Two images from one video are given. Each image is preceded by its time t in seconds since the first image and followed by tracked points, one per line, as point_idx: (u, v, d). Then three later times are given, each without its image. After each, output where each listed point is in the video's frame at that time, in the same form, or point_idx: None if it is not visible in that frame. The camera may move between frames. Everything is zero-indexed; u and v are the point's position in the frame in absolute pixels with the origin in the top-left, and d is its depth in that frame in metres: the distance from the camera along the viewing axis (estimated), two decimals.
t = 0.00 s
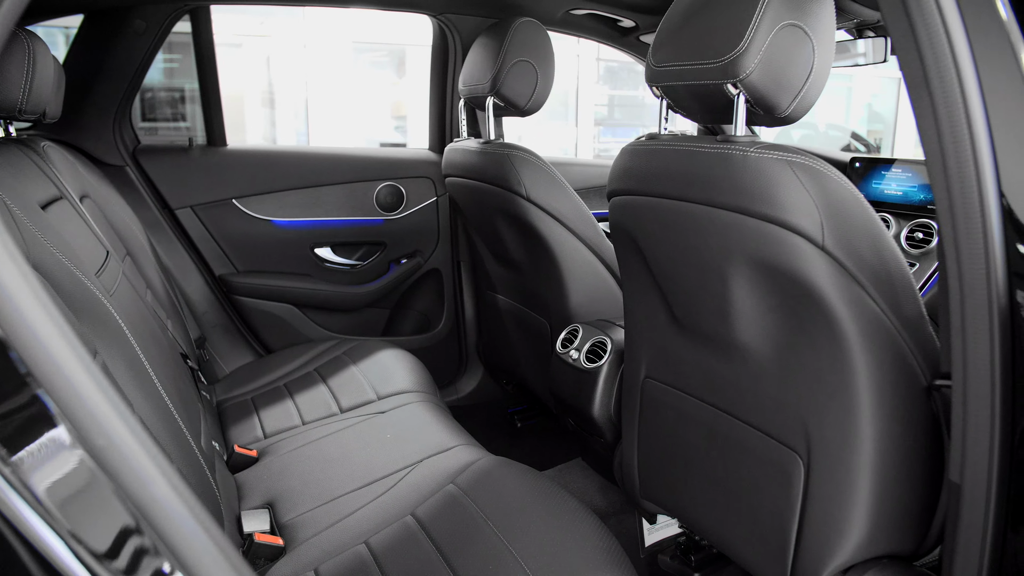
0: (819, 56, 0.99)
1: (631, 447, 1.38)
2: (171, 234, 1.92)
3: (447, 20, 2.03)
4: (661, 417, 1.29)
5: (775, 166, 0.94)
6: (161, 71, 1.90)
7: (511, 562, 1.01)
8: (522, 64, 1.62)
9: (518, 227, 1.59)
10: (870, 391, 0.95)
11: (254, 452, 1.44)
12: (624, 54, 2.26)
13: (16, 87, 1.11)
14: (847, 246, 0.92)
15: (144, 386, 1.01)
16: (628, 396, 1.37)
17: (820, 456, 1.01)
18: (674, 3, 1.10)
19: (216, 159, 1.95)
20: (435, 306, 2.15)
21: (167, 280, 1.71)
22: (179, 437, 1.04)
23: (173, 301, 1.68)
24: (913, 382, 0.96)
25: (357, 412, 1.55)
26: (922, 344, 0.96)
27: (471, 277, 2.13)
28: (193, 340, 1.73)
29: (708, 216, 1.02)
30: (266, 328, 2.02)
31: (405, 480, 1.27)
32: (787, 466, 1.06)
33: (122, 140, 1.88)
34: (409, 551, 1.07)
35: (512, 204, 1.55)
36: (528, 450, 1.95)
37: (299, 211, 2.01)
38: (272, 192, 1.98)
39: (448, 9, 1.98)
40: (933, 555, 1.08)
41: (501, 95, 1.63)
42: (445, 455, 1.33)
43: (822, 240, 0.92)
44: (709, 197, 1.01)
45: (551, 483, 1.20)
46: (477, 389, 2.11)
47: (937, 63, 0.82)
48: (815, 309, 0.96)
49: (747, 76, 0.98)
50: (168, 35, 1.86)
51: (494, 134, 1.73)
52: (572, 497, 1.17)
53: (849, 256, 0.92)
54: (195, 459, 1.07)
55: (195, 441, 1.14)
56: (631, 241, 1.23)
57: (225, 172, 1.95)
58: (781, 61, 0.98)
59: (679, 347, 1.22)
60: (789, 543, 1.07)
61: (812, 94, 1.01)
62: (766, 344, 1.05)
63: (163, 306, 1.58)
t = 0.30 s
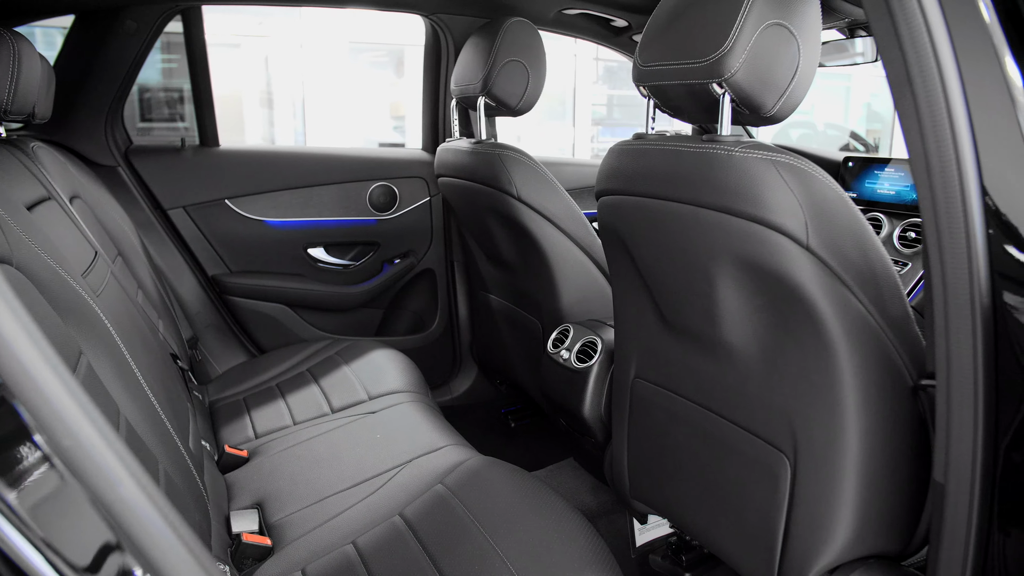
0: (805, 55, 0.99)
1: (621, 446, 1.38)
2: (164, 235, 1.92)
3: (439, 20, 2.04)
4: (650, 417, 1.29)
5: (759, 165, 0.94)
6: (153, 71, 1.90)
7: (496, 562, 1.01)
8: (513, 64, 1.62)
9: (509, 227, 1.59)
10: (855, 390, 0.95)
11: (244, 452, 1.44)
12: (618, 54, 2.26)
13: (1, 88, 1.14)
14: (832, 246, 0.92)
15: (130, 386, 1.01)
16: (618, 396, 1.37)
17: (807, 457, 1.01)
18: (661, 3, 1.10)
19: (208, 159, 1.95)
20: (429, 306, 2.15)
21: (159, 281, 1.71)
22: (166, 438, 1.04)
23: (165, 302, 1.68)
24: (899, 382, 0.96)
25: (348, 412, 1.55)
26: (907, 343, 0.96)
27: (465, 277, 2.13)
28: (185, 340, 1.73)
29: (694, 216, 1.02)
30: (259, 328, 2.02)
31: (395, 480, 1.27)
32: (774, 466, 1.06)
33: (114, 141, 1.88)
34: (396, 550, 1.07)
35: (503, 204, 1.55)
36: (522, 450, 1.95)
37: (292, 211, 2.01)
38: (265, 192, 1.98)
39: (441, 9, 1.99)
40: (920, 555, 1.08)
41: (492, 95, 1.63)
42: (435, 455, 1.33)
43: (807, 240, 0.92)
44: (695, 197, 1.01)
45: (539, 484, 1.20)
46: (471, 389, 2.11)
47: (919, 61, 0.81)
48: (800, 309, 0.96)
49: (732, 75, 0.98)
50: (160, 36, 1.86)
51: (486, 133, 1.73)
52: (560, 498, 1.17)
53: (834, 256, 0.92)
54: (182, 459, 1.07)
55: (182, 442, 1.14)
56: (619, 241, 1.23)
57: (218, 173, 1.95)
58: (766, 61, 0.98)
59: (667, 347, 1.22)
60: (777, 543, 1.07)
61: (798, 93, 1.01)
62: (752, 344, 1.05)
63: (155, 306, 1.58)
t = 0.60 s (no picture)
0: (793, 54, 0.99)
1: (613, 446, 1.38)
2: (158, 235, 1.92)
3: (433, 21, 2.04)
4: (641, 418, 1.29)
5: (746, 165, 0.94)
6: (147, 70, 1.90)
7: (485, 562, 1.01)
8: (506, 64, 1.62)
9: (501, 227, 1.59)
10: (843, 390, 0.95)
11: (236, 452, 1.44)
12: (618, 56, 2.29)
13: None
14: (819, 246, 0.91)
15: (118, 386, 1.01)
16: (609, 396, 1.37)
17: (795, 457, 1.01)
18: (650, 3, 1.10)
19: (202, 160, 1.95)
20: (424, 306, 2.15)
21: (152, 281, 1.71)
22: (154, 438, 1.04)
23: (159, 302, 1.68)
24: (887, 382, 0.96)
25: (340, 412, 1.55)
26: (896, 344, 0.96)
27: (460, 277, 2.13)
28: (179, 340, 1.73)
29: (682, 215, 1.02)
30: (254, 329, 2.02)
31: (386, 480, 1.27)
32: (763, 466, 1.06)
33: (108, 141, 1.88)
34: (385, 550, 1.07)
35: (495, 204, 1.55)
36: (516, 450, 1.95)
37: (287, 211, 2.01)
38: (259, 192, 1.99)
39: (435, 9, 2.00)
40: (910, 555, 1.08)
41: (486, 95, 1.63)
42: (426, 455, 1.33)
43: (793, 240, 0.92)
44: (682, 197, 1.01)
45: (529, 484, 1.20)
46: (465, 389, 2.11)
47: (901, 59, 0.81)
48: (788, 309, 0.96)
49: (719, 74, 0.98)
50: (154, 36, 1.87)
51: (479, 133, 1.73)
52: (550, 498, 1.17)
53: (821, 256, 0.92)
54: (171, 459, 1.08)
55: (172, 441, 1.14)
56: (609, 241, 1.22)
57: (212, 173, 1.95)
58: (754, 60, 0.98)
59: (657, 347, 1.22)
60: (766, 543, 1.07)
61: (786, 93, 1.01)
62: (741, 344, 1.05)
63: (148, 307, 1.58)
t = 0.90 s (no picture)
0: (781, 55, 0.99)
1: (604, 447, 1.38)
2: (152, 235, 1.93)
3: (427, 21, 2.05)
4: (632, 418, 1.29)
5: (733, 164, 0.93)
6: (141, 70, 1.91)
7: (472, 562, 1.01)
8: (498, 64, 1.62)
9: (494, 227, 1.59)
10: (830, 390, 0.95)
11: (228, 452, 1.44)
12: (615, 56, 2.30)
13: None
14: (807, 245, 0.91)
15: (107, 386, 1.01)
16: (601, 396, 1.37)
17: (784, 457, 1.01)
18: (639, 3, 1.10)
19: (196, 160, 1.96)
20: (418, 306, 2.15)
21: (146, 281, 1.71)
22: (143, 437, 1.05)
23: (152, 303, 1.68)
24: (875, 382, 0.95)
25: (333, 412, 1.55)
26: (884, 343, 0.96)
27: (454, 277, 2.14)
28: (172, 340, 1.73)
29: (670, 215, 1.02)
30: (249, 329, 2.02)
31: (376, 480, 1.27)
32: (752, 466, 1.06)
33: (101, 141, 1.88)
34: (374, 550, 1.07)
35: (488, 204, 1.55)
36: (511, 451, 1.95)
37: (281, 211, 2.01)
38: (253, 192, 1.99)
39: (428, 9, 2.00)
40: (899, 555, 1.08)
41: (478, 95, 1.63)
42: (417, 455, 1.33)
43: (781, 240, 0.92)
44: (670, 197, 1.01)
45: (519, 484, 1.20)
46: (460, 389, 2.12)
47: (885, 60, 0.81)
48: (776, 309, 0.96)
49: (707, 74, 0.98)
50: (147, 36, 1.87)
51: (472, 133, 1.73)
52: (539, 498, 1.17)
53: (808, 256, 0.91)
54: (160, 459, 1.08)
55: (162, 441, 1.14)
56: (599, 241, 1.22)
57: (206, 173, 1.95)
58: (742, 60, 0.97)
59: (648, 347, 1.22)
60: (755, 543, 1.07)
61: (774, 93, 1.01)
62: (730, 344, 1.05)
63: (141, 307, 1.58)
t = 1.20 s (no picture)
0: (768, 54, 0.99)
1: (595, 447, 1.38)
2: (145, 236, 1.93)
3: (420, 21, 2.06)
4: (622, 418, 1.29)
5: (720, 164, 0.93)
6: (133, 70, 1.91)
7: (459, 561, 1.01)
8: (490, 63, 1.62)
9: (487, 227, 1.59)
10: (818, 390, 0.95)
11: (220, 453, 1.45)
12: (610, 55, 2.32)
13: None
14: (793, 245, 0.91)
15: (96, 386, 1.01)
16: (592, 396, 1.37)
17: (772, 457, 1.01)
18: (627, 3, 1.10)
19: (189, 161, 1.96)
20: (413, 306, 2.15)
21: (139, 281, 1.71)
22: (132, 437, 1.05)
23: (145, 303, 1.69)
24: (862, 382, 0.95)
25: (325, 412, 1.55)
26: (872, 343, 0.95)
27: (449, 278, 2.14)
28: (165, 340, 1.74)
29: (658, 215, 1.02)
30: (243, 329, 2.03)
31: (366, 480, 1.27)
32: (740, 466, 1.05)
33: (94, 142, 1.88)
34: (362, 550, 1.07)
35: (480, 204, 1.55)
36: (505, 451, 1.96)
37: (275, 212, 2.02)
38: (247, 193, 1.99)
39: (422, 9, 2.01)
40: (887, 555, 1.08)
41: (471, 95, 1.63)
42: (408, 455, 1.33)
43: (767, 239, 0.91)
44: (658, 197, 1.00)
45: (509, 484, 1.20)
46: (455, 389, 2.12)
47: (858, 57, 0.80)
48: (763, 308, 0.96)
49: (694, 74, 0.97)
50: (139, 36, 1.87)
51: (465, 133, 1.73)
52: (528, 498, 1.17)
53: (795, 255, 0.91)
54: (149, 459, 1.08)
55: (151, 441, 1.14)
56: (588, 241, 1.22)
57: (200, 173, 1.96)
58: (729, 60, 0.97)
59: (637, 347, 1.22)
60: (743, 543, 1.07)
61: (761, 93, 1.00)
62: (718, 344, 1.05)
63: (134, 307, 1.59)
